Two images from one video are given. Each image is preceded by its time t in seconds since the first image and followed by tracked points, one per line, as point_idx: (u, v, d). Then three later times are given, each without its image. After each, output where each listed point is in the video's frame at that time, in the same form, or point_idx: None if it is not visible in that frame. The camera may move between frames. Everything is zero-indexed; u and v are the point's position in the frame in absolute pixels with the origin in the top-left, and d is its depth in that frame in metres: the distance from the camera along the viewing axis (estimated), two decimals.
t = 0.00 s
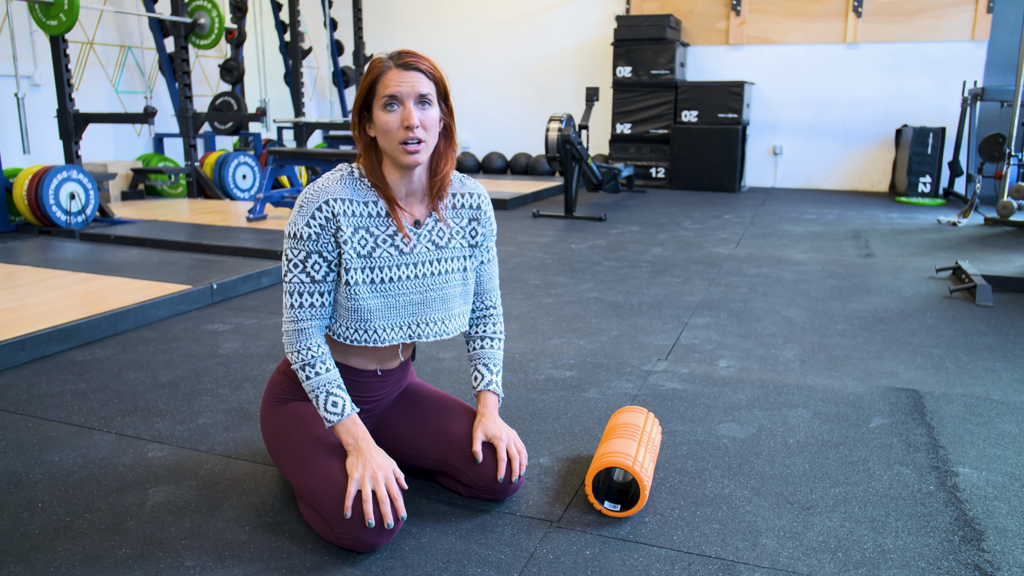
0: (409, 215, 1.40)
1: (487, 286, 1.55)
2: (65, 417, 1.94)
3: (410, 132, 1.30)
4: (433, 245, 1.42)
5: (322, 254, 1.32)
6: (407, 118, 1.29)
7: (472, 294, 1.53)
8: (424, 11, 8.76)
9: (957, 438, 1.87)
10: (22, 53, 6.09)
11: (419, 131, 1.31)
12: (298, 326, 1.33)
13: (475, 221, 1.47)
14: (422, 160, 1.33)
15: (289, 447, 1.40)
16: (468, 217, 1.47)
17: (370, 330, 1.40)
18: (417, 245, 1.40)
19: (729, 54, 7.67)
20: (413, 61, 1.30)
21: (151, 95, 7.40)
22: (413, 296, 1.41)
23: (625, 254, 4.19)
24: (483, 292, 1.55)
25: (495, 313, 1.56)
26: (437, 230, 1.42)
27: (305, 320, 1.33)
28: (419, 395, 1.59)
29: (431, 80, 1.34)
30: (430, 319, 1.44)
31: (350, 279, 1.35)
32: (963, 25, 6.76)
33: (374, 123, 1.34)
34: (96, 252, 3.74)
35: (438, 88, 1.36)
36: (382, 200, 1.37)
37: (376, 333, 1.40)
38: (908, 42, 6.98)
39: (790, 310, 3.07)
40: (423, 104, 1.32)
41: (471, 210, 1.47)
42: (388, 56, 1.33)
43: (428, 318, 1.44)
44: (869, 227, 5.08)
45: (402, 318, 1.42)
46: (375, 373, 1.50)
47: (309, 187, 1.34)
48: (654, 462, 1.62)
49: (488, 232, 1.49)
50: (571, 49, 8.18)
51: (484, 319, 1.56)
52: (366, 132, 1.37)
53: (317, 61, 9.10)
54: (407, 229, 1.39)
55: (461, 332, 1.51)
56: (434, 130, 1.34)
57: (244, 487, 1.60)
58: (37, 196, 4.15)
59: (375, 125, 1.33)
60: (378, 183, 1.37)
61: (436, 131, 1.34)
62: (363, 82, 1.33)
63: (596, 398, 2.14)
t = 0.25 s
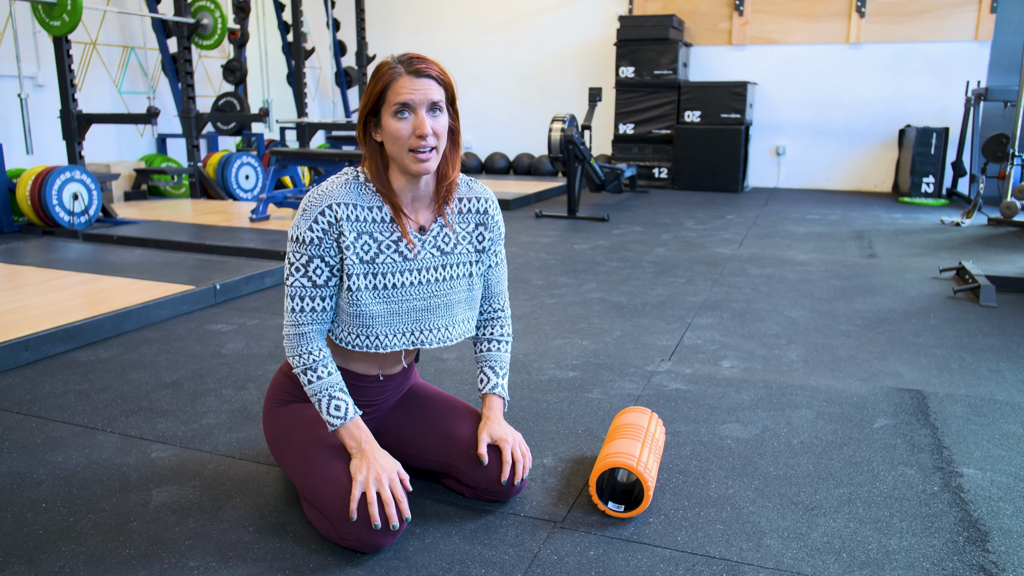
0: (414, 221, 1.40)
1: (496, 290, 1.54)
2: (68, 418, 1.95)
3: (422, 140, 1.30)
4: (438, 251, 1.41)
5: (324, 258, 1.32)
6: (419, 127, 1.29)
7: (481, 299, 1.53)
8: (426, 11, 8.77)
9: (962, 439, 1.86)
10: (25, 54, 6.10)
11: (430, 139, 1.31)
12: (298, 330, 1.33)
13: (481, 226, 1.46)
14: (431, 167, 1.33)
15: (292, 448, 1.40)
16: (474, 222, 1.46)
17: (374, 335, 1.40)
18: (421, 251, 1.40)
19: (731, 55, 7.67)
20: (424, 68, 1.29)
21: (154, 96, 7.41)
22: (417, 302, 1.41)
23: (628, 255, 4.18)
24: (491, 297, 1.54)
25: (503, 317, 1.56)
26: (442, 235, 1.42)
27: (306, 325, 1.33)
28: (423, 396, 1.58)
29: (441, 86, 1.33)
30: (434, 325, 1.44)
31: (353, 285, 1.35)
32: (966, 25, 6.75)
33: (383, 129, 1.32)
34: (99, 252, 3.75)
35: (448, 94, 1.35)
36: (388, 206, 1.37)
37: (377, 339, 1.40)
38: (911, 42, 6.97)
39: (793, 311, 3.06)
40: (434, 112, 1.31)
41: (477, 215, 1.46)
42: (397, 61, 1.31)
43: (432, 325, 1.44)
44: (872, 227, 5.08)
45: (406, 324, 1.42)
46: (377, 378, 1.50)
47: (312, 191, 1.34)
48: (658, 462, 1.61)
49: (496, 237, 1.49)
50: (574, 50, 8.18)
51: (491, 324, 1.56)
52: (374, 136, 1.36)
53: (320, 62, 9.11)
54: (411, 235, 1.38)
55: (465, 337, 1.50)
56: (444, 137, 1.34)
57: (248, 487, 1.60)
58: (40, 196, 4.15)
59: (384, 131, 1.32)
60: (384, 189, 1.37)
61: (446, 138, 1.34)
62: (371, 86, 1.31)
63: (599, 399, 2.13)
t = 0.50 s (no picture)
0: (405, 220, 1.40)
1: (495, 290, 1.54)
2: (70, 420, 1.95)
3: (413, 146, 1.29)
4: (433, 250, 1.41)
5: (318, 258, 1.32)
6: (410, 133, 1.28)
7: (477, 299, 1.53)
8: (428, 13, 8.78)
9: (965, 441, 1.86)
10: (28, 56, 6.11)
11: (422, 145, 1.30)
12: (300, 334, 1.32)
13: (476, 225, 1.46)
14: (422, 172, 1.33)
15: (295, 451, 1.40)
16: (468, 220, 1.46)
17: (368, 336, 1.40)
18: (416, 250, 1.39)
19: (733, 56, 7.67)
20: (419, 73, 1.27)
21: (156, 97, 7.42)
22: (412, 301, 1.41)
23: (630, 256, 4.18)
24: (489, 298, 1.54)
25: (502, 316, 1.55)
26: (437, 234, 1.42)
27: (307, 328, 1.33)
28: (424, 398, 1.58)
29: (435, 90, 1.31)
30: (429, 325, 1.43)
31: (346, 285, 1.35)
32: (968, 27, 6.75)
33: (375, 131, 1.32)
34: (101, 254, 3.75)
35: (442, 97, 1.34)
36: (379, 207, 1.37)
37: (372, 339, 1.40)
38: (913, 44, 6.97)
39: (795, 313, 3.06)
40: (426, 117, 1.30)
41: (471, 213, 1.46)
42: (392, 62, 1.29)
43: (428, 324, 1.43)
44: (874, 229, 5.08)
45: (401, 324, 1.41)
46: (377, 382, 1.50)
47: (303, 192, 1.35)
48: (660, 465, 1.61)
49: (493, 236, 1.49)
50: (575, 52, 8.18)
51: (491, 325, 1.55)
52: (366, 137, 1.35)
53: (322, 63, 9.12)
54: (403, 233, 1.38)
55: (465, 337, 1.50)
56: (436, 142, 1.33)
57: (251, 489, 1.60)
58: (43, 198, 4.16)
59: (376, 133, 1.32)
60: (375, 190, 1.37)
61: (438, 144, 1.33)
62: (364, 87, 1.30)
63: (601, 401, 2.13)
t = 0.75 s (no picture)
0: (397, 218, 1.40)
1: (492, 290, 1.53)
2: (72, 419, 1.95)
3: (408, 151, 1.29)
4: (425, 248, 1.41)
5: (313, 254, 1.33)
6: (406, 138, 1.28)
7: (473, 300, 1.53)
8: (429, 13, 8.78)
9: (967, 443, 1.86)
10: (30, 56, 6.11)
11: (417, 150, 1.29)
12: (299, 331, 1.32)
13: (470, 224, 1.46)
14: (417, 175, 1.33)
15: (295, 450, 1.40)
16: (460, 219, 1.46)
17: (360, 334, 1.39)
18: (409, 248, 1.39)
19: (735, 57, 7.66)
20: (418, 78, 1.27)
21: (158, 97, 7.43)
22: (404, 299, 1.40)
23: (632, 257, 4.18)
24: (486, 298, 1.54)
25: (502, 315, 1.54)
26: (429, 232, 1.42)
27: (307, 325, 1.33)
28: (423, 399, 1.58)
29: (435, 95, 1.31)
30: (421, 323, 1.42)
31: (339, 282, 1.35)
32: (970, 28, 6.75)
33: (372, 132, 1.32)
34: (103, 253, 3.75)
35: (441, 101, 1.33)
36: (374, 206, 1.37)
37: (364, 337, 1.39)
38: (915, 45, 6.97)
39: (797, 314, 3.06)
40: (424, 122, 1.29)
41: (464, 213, 1.46)
42: (393, 65, 1.29)
43: (421, 323, 1.42)
44: (876, 230, 5.07)
45: (394, 322, 1.41)
46: (374, 381, 1.50)
47: (297, 189, 1.36)
48: (662, 466, 1.61)
49: (487, 235, 1.49)
50: (577, 52, 8.18)
51: (489, 325, 1.54)
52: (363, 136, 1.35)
53: (324, 63, 9.12)
54: (395, 231, 1.39)
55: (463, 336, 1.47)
56: (433, 146, 1.33)
57: (252, 489, 1.60)
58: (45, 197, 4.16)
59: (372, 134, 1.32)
60: (369, 189, 1.37)
61: (434, 148, 1.33)
62: (363, 88, 1.30)
63: (603, 402, 2.13)
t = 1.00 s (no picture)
0: (401, 219, 1.40)
1: (498, 291, 1.52)
2: (76, 421, 1.95)
3: (409, 150, 1.28)
4: (429, 250, 1.41)
5: (317, 257, 1.33)
6: (406, 136, 1.28)
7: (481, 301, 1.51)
8: (432, 13, 8.78)
9: (973, 443, 1.85)
10: (34, 58, 6.13)
11: (418, 149, 1.29)
12: (303, 333, 1.32)
13: (473, 225, 1.45)
14: (419, 175, 1.32)
15: (299, 453, 1.40)
16: (463, 220, 1.45)
17: (365, 336, 1.38)
18: (412, 251, 1.39)
19: (738, 57, 7.65)
20: (417, 76, 1.27)
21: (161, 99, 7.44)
22: (407, 302, 1.40)
23: (635, 257, 4.18)
24: (491, 300, 1.52)
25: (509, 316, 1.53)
26: (433, 234, 1.41)
27: (310, 327, 1.33)
28: (428, 400, 1.58)
29: (435, 94, 1.30)
30: (425, 326, 1.42)
31: (344, 285, 1.35)
32: (974, 27, 6.73)
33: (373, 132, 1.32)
34: (107, 255, 3.75)
35: (441, 101, 1.33)
36: (377, 207, 1.37)
37: (370, 339, 1.39)
38: (919, 44, 6.95)
39: (801, 314, 3.05)
40: (424, 121, 1.29)
41: (467, 213, 1.45)
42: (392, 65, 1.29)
43: (425, 325, 1.42)
44: (880, 230, 5.05)
45: (399, 324, 1.41)
46: (379, 383, 1.49)
47: (301, 190, 1.36)
48: (666, 468, 1.61)
49: (492, 236, 1.47)
50: (579, 53, 8.18)
51: (495, 327, 1.53)
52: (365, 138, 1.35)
53: (326, 64, 9.13)
54: (398, 234, 1.38)
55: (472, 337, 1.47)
56: (434, 145, 1.32)
57: (256, 491, 1.60)
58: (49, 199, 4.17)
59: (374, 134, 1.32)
60: (372, 191, 1.37)
61: (435, 147, 1.32)
62: (363, 89, 1.30)
63: (606, 403, 2.13)
